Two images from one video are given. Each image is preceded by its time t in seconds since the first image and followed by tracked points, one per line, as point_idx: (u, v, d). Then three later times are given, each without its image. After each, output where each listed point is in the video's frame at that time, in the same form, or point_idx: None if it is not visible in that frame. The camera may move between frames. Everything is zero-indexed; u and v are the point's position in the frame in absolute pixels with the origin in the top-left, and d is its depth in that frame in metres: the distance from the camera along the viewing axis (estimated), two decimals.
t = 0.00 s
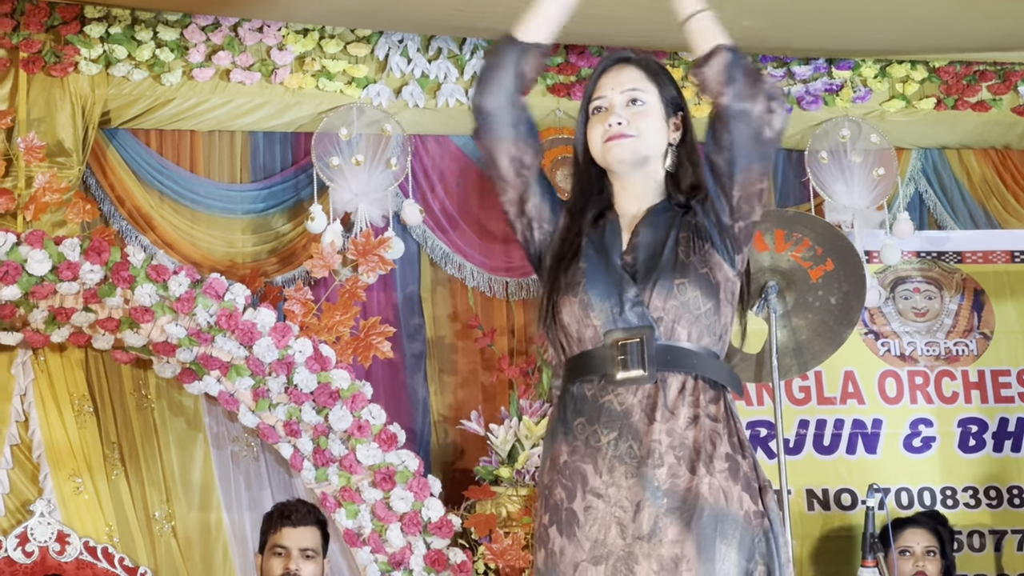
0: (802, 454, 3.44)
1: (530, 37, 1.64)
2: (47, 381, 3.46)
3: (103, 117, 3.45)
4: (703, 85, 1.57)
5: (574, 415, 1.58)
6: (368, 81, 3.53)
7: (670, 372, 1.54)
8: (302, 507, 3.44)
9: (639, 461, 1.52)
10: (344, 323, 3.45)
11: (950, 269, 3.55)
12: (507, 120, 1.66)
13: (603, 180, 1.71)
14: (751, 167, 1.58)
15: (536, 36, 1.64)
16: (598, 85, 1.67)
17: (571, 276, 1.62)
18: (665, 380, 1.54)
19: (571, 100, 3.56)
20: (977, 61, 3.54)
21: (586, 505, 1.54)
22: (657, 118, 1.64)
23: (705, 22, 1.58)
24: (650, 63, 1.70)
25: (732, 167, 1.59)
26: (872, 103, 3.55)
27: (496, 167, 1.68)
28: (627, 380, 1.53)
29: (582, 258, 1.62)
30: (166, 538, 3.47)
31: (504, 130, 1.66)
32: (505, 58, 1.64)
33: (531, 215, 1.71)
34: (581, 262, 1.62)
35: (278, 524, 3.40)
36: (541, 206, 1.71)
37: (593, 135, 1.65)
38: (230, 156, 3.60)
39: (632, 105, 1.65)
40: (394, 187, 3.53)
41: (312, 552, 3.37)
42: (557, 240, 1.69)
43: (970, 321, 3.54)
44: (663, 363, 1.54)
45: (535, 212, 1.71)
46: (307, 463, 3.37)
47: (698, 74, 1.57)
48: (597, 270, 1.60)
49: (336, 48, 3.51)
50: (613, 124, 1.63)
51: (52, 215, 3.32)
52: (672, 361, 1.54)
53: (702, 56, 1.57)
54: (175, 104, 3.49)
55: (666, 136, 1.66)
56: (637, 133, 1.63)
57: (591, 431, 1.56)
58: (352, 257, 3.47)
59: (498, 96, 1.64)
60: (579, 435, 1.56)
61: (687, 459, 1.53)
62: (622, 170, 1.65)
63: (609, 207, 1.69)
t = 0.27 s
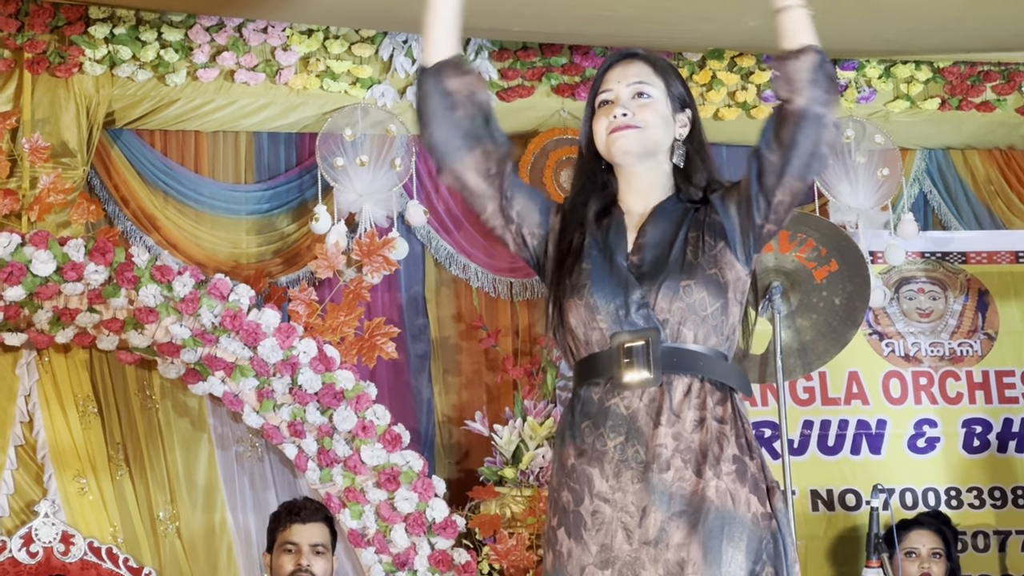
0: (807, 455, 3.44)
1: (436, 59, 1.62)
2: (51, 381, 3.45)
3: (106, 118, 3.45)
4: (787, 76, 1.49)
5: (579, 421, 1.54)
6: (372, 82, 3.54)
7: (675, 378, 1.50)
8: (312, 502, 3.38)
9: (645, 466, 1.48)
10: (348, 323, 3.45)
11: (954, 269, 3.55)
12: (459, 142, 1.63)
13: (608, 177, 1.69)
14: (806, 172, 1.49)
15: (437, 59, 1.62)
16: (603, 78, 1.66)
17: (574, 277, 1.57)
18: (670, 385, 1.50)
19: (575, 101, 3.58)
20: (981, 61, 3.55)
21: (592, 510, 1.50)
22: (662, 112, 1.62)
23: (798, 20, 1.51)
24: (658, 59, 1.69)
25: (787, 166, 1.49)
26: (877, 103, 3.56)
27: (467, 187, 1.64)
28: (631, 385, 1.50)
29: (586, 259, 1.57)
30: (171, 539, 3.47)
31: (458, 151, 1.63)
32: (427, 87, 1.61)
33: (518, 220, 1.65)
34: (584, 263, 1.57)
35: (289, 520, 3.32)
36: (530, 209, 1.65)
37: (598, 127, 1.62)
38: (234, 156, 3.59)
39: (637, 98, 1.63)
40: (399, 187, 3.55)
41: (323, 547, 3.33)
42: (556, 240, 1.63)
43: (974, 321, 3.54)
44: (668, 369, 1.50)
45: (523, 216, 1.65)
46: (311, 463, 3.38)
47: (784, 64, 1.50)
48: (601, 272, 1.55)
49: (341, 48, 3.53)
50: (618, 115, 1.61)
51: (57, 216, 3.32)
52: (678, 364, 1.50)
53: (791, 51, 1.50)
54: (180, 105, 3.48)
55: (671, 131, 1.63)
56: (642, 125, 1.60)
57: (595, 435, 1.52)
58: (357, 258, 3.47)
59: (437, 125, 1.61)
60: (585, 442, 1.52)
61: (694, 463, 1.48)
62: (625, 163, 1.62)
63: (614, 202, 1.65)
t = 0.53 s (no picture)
0: (809, 458, 3.44)
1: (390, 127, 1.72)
2: (54, 384, 3.45)
3: (110, 119, 3.46)
4: (807, 105, 1.50)
5: (585, 430, 1.60)
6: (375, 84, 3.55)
7: (682, 383, 1.56)
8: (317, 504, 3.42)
9: (648, 471, 1.54)
10: (351, 326, 3.47)
11: (957, 271, 3.55)
12: (434, 198, 1.71)
13: (615, 184, 1.75)
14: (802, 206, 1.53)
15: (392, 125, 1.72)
16: (606, 85, 1.72)
17: (580, 288, 1.64)
18: (674, 391, 1.56)
19: (578, 103, 3.56)
20: (984, 64, 3.53)
21: (595, 516, 1.56)
22: (664, 116, 1.68)
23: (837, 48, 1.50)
24: (657, 64, 1.75)
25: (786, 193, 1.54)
26: (879, 106, 3.55)
27: (453, 240, 1.73)
28: (635, 393, 1.56)
29: (592, 270, 1.64)
30: (173, 542, 3.46)
31: (437, 206, 1.71)
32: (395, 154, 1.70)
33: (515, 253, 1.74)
34: (589, 273, 1.64)
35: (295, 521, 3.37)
36: (524, 237, 1.74)
37: (602, 133, 1.68)
38: (237, 158, 3.60)
39: (639, 104, 1.69)
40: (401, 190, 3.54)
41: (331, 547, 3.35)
42: (562, 258, 1.72)
43: (977, 323, 3.54)
44: (673, 375, 1.55)
45: (519, 245, 1.74)
46: (313, 466, 3.37)
47: (809, 92, 1.50)
48: (606, 282, 1.62)
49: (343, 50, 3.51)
50: (621, 122, 1.67)
51: (59, 218, 3.31)
52: (683, 370, 1.55)
53: (817, 79, 1.50)
54: (183, 107, 3.49)
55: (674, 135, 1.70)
56: (645, 130, 1.66)
57: (601, 442, 1.58)
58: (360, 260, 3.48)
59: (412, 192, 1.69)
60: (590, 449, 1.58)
61: (696, 469, 1.54)
62: (631, 169, 1.68)
63: (619, 210, 1.73)
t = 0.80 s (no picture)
0: (810, 463, 3.44)
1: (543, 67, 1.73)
2: (56, 390, 3.45)
3: (111, 126, 3.45)
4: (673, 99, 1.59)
5: (588, 433, 1.61)
6: (376, 90, 3.55)
7: (680, 384, 1.56)
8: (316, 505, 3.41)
9: (649, 473, 1.54)
10: (352, 332, 3.46)
11: (957, 278, 3.54)
12: (528, 151, 1.75)
13: (617, 194, 1.76)
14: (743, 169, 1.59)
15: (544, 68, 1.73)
16: (610, 98, 1.71)
17: (582, 292, 1.66)
18: (674, 393, 1.56)
19: (578, 109, 3.58)
20: (985, 70, 3.55)
21: (597, 519, 1.57)
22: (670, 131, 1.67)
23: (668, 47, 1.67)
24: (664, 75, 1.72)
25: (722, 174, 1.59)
26: (880, 112, 3.56)
27: (518, 196, 1.77)
28: (636, 396, 1.57)
29: (594, 275, 1.66)
30: (175, 547, 3.47)
31: (524, 159, 1.75)
32: (523, 87, 1.73)
33: (555, 237, 1.78)
34: (591, 278, 1.65)
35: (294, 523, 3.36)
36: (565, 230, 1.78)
37: (606, 149, 1.69)
38: (238, 165, 3.59)
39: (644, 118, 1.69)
40: (403, 196, 3.55)
41: (329, 549, 3.34)
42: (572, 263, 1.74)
43: (978, 329, 3.54)
44: (672, 376, 1.56)
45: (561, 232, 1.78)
46: (315, 472, 3.38)
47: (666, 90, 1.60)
48: (606, 285, 1.63)
49: (344, 56, 3.52)
50: (626, 138, 1.67)
51: (61, 224, 3.32)
52: (683, 373, 1.56)
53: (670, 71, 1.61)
54: (184, 113, 3.49)
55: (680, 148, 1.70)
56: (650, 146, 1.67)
57: (604, 445, 1.59)
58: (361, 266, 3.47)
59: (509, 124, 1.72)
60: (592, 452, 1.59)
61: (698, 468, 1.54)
62: (635, 185, 1.70)
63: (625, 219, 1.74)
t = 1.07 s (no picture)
0: (810, 474, 3.44)
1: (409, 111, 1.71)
2: (55, 401, 3.44)
3: (111, 136, 3.46)
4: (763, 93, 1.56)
5: (583, 449, 1.61)
6: (376, 100, 3.55)
7: (675, 396, 1.56)
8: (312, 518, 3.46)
9: (643, 489, 1.54)
10: (352, 343, 3.47)
11: (957, 288, 3.55)
12: (450, 189, 1.73)
13: (605, 200, 1.76)
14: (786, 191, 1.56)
15: (410, 114, 1.71)
16: (604, 98, 1.71)
17: (573, 307, 1.65)
18: (667, 407, 1.56)
19: (578, 120, 3.58)
20: (984, 81, 3.55)
21: (594, 535, 1.56)
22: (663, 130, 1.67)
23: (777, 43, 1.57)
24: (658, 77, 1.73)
25: (769, 184, 1.56)
26: (880, 122, 3.56)
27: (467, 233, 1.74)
28: (629, 411, 1.56)
29: (585, 287, 1.65)
30: (174, 558, 3.46)
31: (451, 195, 1.72)
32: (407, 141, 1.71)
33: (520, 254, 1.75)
34: (582, 292, 1.65)
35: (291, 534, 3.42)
36: (529, 244, 1.75)
37: (599, 148, 1.68)
38: (238, 176, 3.59)
39: (638, 118, 1.69)
40: (403, 206, 3.52)
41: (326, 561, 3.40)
42: (554, 276, 1.72)
43: (978, 340, 3.54)
44: (665, 390, 1.56)
45: (525, 246, 1.75)
46: (314, 482, 3.38)
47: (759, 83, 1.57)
48: (597, 298, 1.63)
49: (344, 67, 3.52)
50: (619, 137, 1.66)
51: (61, 235, 3.32)
52: (675, 386, 1.56)
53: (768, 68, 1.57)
54: (184, 124, 3.49)
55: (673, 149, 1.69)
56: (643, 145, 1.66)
57: (598, 460, 1.58)
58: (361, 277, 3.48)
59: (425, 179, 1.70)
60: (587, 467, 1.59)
61: (693, 483, 1.54)
62: (628, 184, 1.68)
63: (616, 224, 1.73)
